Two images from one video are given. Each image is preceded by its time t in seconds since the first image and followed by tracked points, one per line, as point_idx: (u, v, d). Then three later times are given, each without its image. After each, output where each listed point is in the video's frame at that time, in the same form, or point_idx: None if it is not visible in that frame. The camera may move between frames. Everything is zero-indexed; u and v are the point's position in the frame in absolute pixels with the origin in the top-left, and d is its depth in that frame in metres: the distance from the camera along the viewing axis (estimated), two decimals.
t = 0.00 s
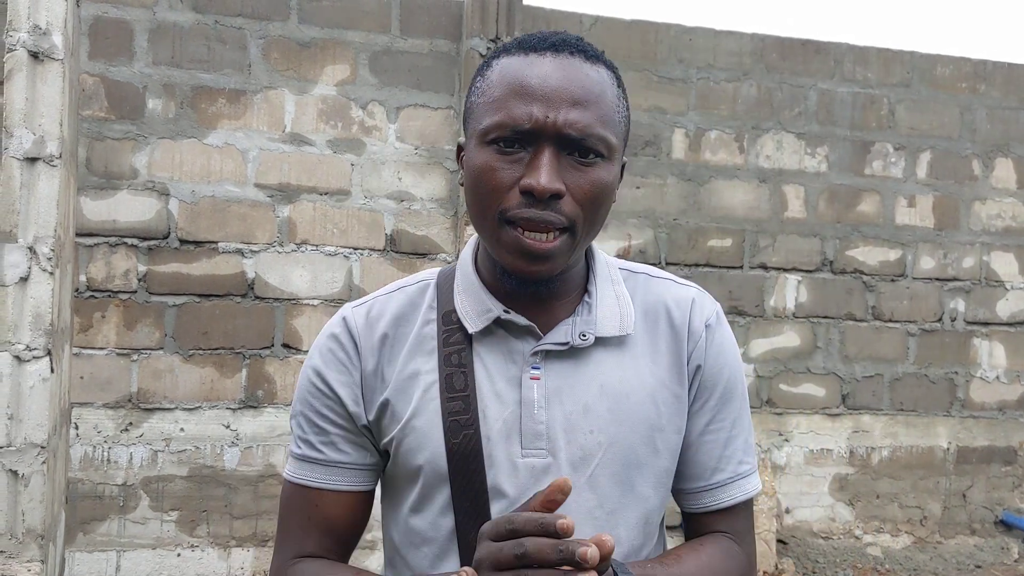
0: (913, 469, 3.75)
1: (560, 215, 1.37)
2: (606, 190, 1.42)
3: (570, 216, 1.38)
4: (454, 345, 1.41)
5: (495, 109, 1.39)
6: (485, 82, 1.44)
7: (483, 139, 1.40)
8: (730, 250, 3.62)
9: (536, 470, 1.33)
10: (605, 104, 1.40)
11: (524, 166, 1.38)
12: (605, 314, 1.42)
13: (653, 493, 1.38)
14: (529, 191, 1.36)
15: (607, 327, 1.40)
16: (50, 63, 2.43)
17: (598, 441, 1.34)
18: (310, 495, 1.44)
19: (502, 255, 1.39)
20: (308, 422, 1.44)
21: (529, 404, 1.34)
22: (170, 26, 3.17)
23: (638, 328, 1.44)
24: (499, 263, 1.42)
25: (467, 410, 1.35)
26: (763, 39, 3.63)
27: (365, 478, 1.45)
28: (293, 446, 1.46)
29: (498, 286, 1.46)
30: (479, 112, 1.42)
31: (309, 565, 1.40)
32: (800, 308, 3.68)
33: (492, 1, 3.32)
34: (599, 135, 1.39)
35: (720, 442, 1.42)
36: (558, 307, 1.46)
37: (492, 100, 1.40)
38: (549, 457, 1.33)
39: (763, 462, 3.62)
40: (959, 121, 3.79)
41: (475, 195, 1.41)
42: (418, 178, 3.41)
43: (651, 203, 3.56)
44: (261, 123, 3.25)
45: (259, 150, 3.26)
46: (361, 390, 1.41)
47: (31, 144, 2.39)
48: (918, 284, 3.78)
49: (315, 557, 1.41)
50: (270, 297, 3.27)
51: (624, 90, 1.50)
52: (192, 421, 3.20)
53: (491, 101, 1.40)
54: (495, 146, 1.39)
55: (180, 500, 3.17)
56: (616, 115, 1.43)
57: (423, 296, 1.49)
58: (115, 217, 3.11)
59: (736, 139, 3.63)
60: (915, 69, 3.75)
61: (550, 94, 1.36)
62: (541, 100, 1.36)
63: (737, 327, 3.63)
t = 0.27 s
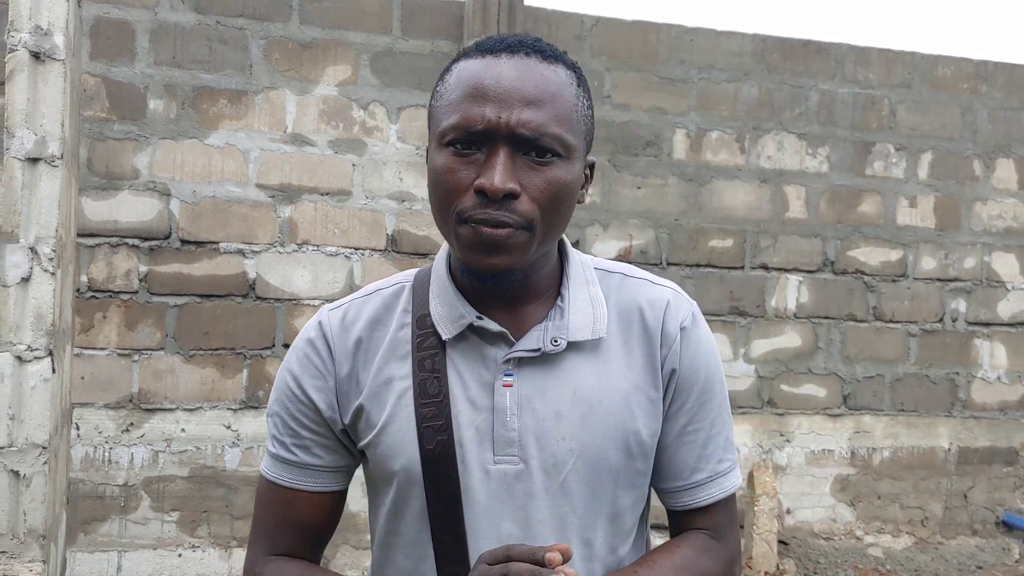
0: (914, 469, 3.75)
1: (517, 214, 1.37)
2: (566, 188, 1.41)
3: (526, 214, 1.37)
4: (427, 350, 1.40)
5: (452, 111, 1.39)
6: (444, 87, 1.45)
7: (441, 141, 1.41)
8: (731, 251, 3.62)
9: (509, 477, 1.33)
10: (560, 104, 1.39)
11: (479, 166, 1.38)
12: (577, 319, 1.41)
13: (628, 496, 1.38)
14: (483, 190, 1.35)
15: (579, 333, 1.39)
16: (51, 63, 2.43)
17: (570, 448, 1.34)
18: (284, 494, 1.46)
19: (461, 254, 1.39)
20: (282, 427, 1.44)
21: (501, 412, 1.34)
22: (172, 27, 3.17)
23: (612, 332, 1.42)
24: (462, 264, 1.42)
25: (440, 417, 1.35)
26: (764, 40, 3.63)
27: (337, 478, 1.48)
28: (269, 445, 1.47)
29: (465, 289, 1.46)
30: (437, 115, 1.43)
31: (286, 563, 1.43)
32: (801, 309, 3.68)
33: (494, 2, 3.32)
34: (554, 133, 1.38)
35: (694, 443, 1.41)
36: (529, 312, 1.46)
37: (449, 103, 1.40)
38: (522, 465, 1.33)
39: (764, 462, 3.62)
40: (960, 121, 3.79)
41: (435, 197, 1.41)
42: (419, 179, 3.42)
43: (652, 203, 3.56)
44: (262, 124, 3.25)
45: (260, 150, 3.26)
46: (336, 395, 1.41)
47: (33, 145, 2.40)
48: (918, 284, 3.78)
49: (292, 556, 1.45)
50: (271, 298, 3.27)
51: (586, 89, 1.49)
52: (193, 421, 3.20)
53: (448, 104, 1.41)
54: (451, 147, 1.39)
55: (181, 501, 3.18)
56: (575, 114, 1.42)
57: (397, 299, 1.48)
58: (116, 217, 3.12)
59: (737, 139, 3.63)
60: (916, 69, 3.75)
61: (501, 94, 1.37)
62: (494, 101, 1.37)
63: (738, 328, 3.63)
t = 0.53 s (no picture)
0: (914, 470, 3.75)
1: (488, 205, 1.39)
2: (535, 179, 1.43)
3: (498, 205, 1.39)
4: (406, 350, 1.40)
5: (418, 112, 1.42)
6: (410, 90, 1.48)
7: (410, 142, 1.43)
8: (731, 251, 3.62)
9: (490, 468, 1.32)
10: (522, 96, 1.42)
11: (449, 162, 1.40)
12: (549, 308, 1.41)
13: (609, 485, 1.38)
14: (454, 184, 1.37)
15: (551, 321, 1.39)
16: (51, 63, 2.43)
17: (550, 437, 1.33)
18: (274, 500, 1.45)
19: (438, 249, 1.41)
20: (270, 433, 1.45)
21: (479, 405, 1.34)
22: (172, 27, 3.17)
23: (587, 321, 1.43)
24: (439, 259, 1.44)
25: (419, 415, 1.35)
26: (765, 40, 3.63)
27: (327, 481, 1.48)
28: (257, 453, 1.47)
29: (442, 287, 1.48)
30: (404, 116, 1.46)
31: (276, 568, 1.42)
32: (801, 309, 3.68)
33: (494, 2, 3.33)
34: (519, 127, 1.40)
35: (674, 428, 1.42)
36: (503, 303, 1.47)
37: (415, 104, 1.43)
38: (502, 455, 1.33)
39: (764, 462, 3.62)
40: (961, 122, 3.79)
41: (409, 196, 1.43)
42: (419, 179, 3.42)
43: (651, 204, 3.56)
44: (262, 124, 3.25)
45: (260, 150, 3.26)
46: (322, 399, 1.42)
47: (33, 145, 2.40)
48: (918, 285, 3.78)
49: (282, 562, 1.44)
50: (271, 298, 3.27)
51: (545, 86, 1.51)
52: (193, 422, 3.20)
53: (414, 106, 1.43)
54: (421, 146, 1.42)
55: (181, 501, 3.18)
56: (538, 106, 1.45)
57: (378, 303, 1.49)
58: (116, 218, 3.12)
59: (737, 139, 3.63)
60: (916, 70, 3.75)
61: (465, 91, 1.39)
62: (459, 98, 1.39)
63: (738, 328, 3.63)
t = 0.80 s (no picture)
0: (914, 469, 3.75)
1: (474, 200, 1.39)
2: (517, 174, 1.44)
3: (484, 199, 1.40)
4: (396, 350, 1.41)
5: (400, 117, 1.43)
6: (388, 98, 1.49)
7: (393, 146, 1.43)
8: (731, 251, 3.62)
9: (478, 461, 1.33)
10: (499, 95, 1.44)
11: (433, 161, 1.41)
12: (533, 303, 1.41)
13: (595, 477, 1.38)
14: (441, 181, 1.38)
15: (535, 315, 1.39)
16: (51, 62, 2.43)
17: (536, 430, 1.33)
18: (277, 503, 1.47)
19: (428, 247, 1.41)
20: (269, 436, 1.47)
21: (467, 400, 1.34)
22: (172, 26, 3.17)
23: (572, 316, 1.43)
24: (428, 258, 1.44)
25: (409, 412, 1.35)
26: (765, 40, 3.63)
27: (327, 479, 1.50)
28: (258, 458, 1.48)
29: (430, 289, 1.49)
30: (385, 121, 1.47)
31: (281, 565, 1.43)
32: (801, 309, 3.68)
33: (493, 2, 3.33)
34: (498, 123, 1.42)
35: (662, 420, 1.41)
36: (491, 299, 1.47)
37: (395, 109, 1.44)
38: (489, 448, 1.33)
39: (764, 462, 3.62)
40: (961, 121, 3.79)
41: (395, 198, 1.44)
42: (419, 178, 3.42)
43: (651, 203, 3.56)
44: (262, 123, 3.25)
45: (260, 150, 3.26)
46: (317, 401, 1.44)
47: (33, 144, 2.40)
48: (919, 284, 3.78)
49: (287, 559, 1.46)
50: (271, 297, 3.27)
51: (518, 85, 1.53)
52: (193, 421, 3.20)
53: (393, 112, 1.44)
54: (405, 148, 1.42)
55: (181, 500, 3.18)
56: (514, 105, 1.47)
57: (369, 306, 1.50)
58: (116, 217, 3.12)
59: (737, 139, 3.63)
60: (916, 70, 3.75)
61: (443, 92, 1.40)
62: (438, 99, 1.40)
63: (739, 327, 3.63)
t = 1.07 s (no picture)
0: (917, 469, 3.76)
1: (483, 205, 1.40)
2: (522, 180, 1.46)
3: (491, 204, 1.41)
4: (392, 343, 1.43)
5: (411, 118, 1.43)
6: (396, 99, 1.49)
7: (402, 146, 1.44)
8: (733, 250, 3.62)
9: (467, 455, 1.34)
10: (509, 101, 1.45)
11: (442, 164, 1.41)
12: (524, 298, 1.42)
13: (585, 474, 1.37)
14: (450, 184, 1.39)
15: (525, 313, 1.40)
16: (56, 61, 2.44)
17: (523, 424, 1.34)
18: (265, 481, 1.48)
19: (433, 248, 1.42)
20: (260, 416, 1.50)
21: (456, 393, 1.36)
22: (175, 26, 3.17)
23: (563, 311, 1.43)
24: (433, 258, 1.45)
25: (402, 404, 1.37)
26: (768, 39, 3.63)
27: (316, 464, 1.51)
28: (251, 436, 1.50)
29: (429, 286, 1.50)
30: (394, 123, 1.47)
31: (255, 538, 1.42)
32: (803, 308, 3.69)
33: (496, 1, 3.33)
34: (507, 129, 1.43)
35: (660, 415, 1.38)
36: (487, 296, 1.48)
37: (406, 111, 1.44)
38: (478, 441, 1.34)
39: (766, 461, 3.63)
40: (963, 121, 3.80)
41: (402, 198, 1.44)
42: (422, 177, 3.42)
43: (654, 202, 3.57)
44: (266, 122, 3.25)
45: (264, 149, 3.26)
46: (309, 388, 1.47)
47: (37, 143, 2.40)
48: (921, 283, 3.78)
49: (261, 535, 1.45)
50: (275, 296, 3.28)
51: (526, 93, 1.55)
52: (197, 419, 3.20)
53: (404, 113, 1.44)
54: (414, 150, 1.43)
55: (184, 498, 3.18)
56: (521, 113, 1.48)
57: (370, 299, 1.52)
58: (120, 216, 3.12)
59: (740, 138, 3.63)
60: (918, 69, 3.75)
61: (456, 96, 1.41)
62: (450, 103, 1.41)
63: (741, 327, 3.64)
